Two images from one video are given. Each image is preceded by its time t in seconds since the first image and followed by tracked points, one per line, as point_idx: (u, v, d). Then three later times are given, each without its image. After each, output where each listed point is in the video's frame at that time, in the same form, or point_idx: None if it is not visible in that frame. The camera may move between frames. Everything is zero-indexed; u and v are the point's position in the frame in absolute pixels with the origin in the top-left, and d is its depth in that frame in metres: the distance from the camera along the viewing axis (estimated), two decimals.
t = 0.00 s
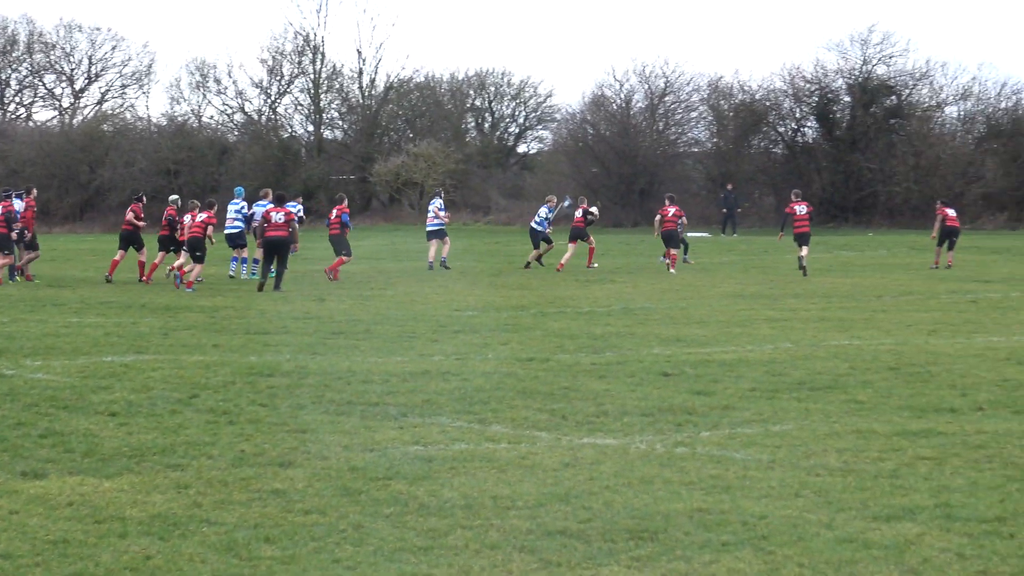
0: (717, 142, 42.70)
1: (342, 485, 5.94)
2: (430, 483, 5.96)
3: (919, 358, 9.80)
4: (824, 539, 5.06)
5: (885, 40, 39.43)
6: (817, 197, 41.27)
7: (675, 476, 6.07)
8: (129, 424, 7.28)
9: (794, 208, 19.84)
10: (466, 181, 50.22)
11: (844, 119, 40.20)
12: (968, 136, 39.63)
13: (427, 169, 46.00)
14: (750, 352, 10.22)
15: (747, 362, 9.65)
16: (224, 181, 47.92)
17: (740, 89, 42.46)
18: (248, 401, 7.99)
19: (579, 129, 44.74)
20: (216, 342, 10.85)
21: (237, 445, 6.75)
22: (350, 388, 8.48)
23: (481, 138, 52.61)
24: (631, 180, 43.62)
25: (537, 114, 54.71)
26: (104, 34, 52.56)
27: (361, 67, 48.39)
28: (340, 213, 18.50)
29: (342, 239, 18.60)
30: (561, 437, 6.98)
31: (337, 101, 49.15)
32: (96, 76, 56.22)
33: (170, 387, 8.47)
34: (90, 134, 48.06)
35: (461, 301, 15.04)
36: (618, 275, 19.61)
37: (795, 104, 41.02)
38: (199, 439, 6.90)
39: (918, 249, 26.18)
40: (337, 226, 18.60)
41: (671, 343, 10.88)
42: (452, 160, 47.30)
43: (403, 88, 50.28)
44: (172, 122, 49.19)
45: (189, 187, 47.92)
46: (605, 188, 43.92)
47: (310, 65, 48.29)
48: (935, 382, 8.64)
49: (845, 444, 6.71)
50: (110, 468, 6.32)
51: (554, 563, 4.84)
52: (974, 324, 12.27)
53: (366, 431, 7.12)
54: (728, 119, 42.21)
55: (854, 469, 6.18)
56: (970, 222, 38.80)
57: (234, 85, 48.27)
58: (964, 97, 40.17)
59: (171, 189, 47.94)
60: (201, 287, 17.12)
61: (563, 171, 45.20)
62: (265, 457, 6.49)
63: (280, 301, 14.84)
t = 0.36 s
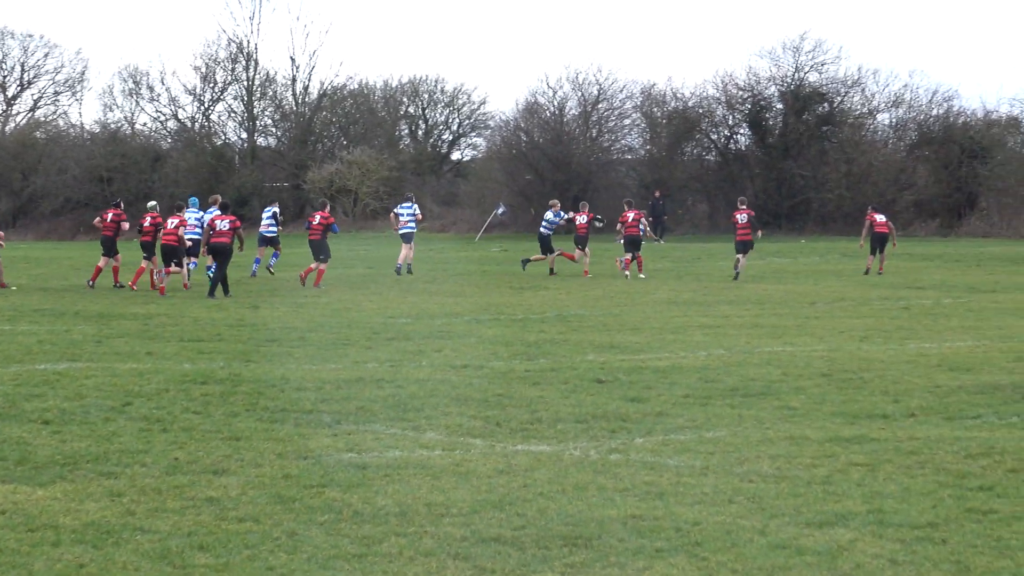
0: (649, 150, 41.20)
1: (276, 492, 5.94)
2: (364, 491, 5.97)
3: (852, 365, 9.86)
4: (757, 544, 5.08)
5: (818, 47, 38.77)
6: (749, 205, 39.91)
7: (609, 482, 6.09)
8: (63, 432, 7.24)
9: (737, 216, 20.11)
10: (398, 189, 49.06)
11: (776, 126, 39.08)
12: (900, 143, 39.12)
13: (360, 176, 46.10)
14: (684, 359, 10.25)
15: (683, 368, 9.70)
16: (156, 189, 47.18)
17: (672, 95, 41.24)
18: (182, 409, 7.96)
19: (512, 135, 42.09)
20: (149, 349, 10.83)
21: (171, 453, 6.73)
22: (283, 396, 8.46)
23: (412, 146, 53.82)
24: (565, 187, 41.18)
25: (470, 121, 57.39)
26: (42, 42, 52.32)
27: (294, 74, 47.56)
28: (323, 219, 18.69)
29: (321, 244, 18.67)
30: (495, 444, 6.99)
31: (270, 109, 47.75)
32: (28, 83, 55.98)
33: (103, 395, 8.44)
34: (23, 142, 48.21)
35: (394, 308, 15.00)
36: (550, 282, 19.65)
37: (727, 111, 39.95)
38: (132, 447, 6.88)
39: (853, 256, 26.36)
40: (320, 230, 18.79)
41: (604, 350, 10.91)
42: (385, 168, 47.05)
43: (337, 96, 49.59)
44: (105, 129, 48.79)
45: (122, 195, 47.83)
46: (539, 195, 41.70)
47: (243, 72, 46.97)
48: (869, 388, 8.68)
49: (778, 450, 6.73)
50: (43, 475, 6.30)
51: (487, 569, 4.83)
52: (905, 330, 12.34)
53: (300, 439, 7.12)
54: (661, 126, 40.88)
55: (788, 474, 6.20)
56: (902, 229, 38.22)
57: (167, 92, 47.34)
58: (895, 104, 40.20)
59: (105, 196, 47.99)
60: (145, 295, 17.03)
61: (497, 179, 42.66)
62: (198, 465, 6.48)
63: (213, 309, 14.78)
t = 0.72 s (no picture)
0: (585, 154, 48.93)
1: (210, 497, 5.91)
2: (299, 494, 5.96)
3: (785, 368, 9.91)
4: (690, 548, 5.07)
5: (750, 55, 44.58)
6: (684, 207, 48.06)
7: (543, 486, 6.09)
8: None
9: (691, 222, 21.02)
10: (336, 194, 53.31)
11: (710, 131, 46.67)
12: (834, 146, 45.92)
13: (295, 180, 46.54)
14: (618, 362, 10.29)
15: (618, 372, 9.74)
16: (92, 193, 49.27)
17: (607, 100, 48.68)
18: (116, 413, 7.95)
19: (449, 140, 49.66)
20: (84, 353, 10.86)
21: (105, 457, 6.71)
22: (217, 400, 8.46)
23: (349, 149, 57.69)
24: (500, 191, 49.23)
25: (404, 126, 62.16)
26: None
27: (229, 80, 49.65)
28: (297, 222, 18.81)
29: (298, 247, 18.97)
30: (429, 448, 7.00)
31: (205, 113, 50.13)
32: None
33: (35, 400, 8.41)
34: None
35: (329, 311, 15.04)
36: (486, 286, 19.84)
37: (662, 116, 47.53)
38: (66, 451, 6.85)
39: (784, 260, 26.89)
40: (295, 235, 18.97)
41: (538, 353, 10.98)
42: (320, 172, 47.78)
43: (271, 100, 51.59)
44: (38, 134, 50.10)
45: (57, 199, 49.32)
46: (473, 198, 49.46)
47: (177, 77, 49.30)
48: (803, 391, 8.71)
49: (711, 454, 6.74)
50: None
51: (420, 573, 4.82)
52: (838, 333, 12.46)
53: (235, 443, 7.12)
54: (596, 130, 48.64)
55: (722, 478, 6.21)
56: (838, 231, 44.52)
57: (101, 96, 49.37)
58: (829, 109, 47.48)
59: (38, 201, 49.15)
60: (94, 301, 17.01)
61: (433, 181, 50.13)
62: (131, 469, 6.45)
63: (147, 313, 14.80)
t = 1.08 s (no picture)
0: (522, 157, 43.36)
1: (147, 501, 5.90)
2: (237, 498, 5.95)
3: (722, 370, 9.93)
4: (628, 550, 5.07)
5: (687, 57, 42.54)
6: (621, 212, 43.56)
7: (481, 490, 6.10)
8: None
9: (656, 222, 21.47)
10: (272, 198, 47.84)
11: (647, 134, 42.63)
12: (771, 149, 44.61)
13: (233, 184, 43.76)
14: (555, 365, 10.31)
15: (555, 375, 9.75)
16: (27, 198, 47.11)
17: (544, 103, 43.55)
18: (52, 418, 7.93)
19: (384, 143, 44.25)
20: (20, 358, 10.79)
21: (41, 462, 6.69)
22: (155, 404, 8.43)
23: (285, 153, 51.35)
24: (437, 194, 43.92)
25: (343, 128, 56.22)
26: None
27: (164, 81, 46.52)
28: (276, 225, 19.33)
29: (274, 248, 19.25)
30: (367, 452, 7.02)
31: (141, 116, 47.06)
32: None
33: None
34: None
35: (279, 315, 15.02)
36: (443, 290, 19.81)
37: (599, 119, 43.16)
38: (1, 457, 6.80)
39: (726, 263, 26.98)
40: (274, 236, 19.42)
41: (476, 357, 10.98)
42: (258, 174, 44.81)
43: (208, 103, 47.93)
44: None
45: None
46: (411, 203, 44.24)
47: (114, 80, 46.36)
48: (740, 394, 8.74)
49: (648, 456, 6.76)
50: None
51: None
52: (775, 336, 12.47)
53: (173, 447, 7.11)
54: (532, 134, 43.06)
55: (660, 480, 6.23)
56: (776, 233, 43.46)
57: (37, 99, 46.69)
58: (765, 112, 45.53)
59: None
60: (46, 305, 16.85)
61: (370, 185, 45.00)
62: (68, 474, 6.42)
63: (85, 318, 14.71)
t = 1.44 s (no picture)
0: (489, 159, 42.82)
1: (116, 504, 5.89)
2: (206, 502, 5.95)
3: (691, 373, 9.94)
4: (598, 553, 5.07)
5: (654, 60, 42.80)
6: (589, 214, 43.37)
7: (450, 492, 6.11)
8: None
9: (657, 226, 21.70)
10: (240, 199, 48.49)
11: (614, 136, 42.79)
12: (738, 151, 45.06)
13: (200, 186, 45.37)
14: (525, 368, 10.32)
15: (524, 377, 9.76)
16: None
17: (511, 105, 43.10)
18: (20, 422, 7.91)
19: (352, 146, 43.43)
20: None
21: (8, 465, 6.67)
22: (123, 407, 8.43)
23: (254, 155, 52.47)
24: (404, 197, 43.32)
25: (310, 131, 56.21)
26: None
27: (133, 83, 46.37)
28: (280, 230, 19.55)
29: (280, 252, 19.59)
30: (336, 454, 7.04)
31: (108, 119, 46.72)
32: None
33: None
34: None
35: (256, 318, 15.01)
36: (424, 292, 19.79)
37: (566, 121, 43.02)
38: None
39: (698, 266, 27.10)
40: (278, 240, 19.61)
41: (446, 360, 11.00)
42: (226, 176, 46.52)
43: (175, 106, 48.88)
44: None
45: None
46: (379, 207, 43.35)
47: (81, 83, 45.49)
48: (709, 396, 8.75)
49: (617, 459, 6.78)
50: None
51: None
52: (743, 338, 12.51)
53: (141, 451, 7.11)
54: (500, 136, 42.48)
55: (629, 483, 6.24)
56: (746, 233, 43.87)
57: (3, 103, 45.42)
58: (733, 115, 45.60)
59: None
60: (22, 308, 16.77)
61: (336, 189, 43.98)
62: (36, 478, 6.41)
63: (54, 321, 14.66)
